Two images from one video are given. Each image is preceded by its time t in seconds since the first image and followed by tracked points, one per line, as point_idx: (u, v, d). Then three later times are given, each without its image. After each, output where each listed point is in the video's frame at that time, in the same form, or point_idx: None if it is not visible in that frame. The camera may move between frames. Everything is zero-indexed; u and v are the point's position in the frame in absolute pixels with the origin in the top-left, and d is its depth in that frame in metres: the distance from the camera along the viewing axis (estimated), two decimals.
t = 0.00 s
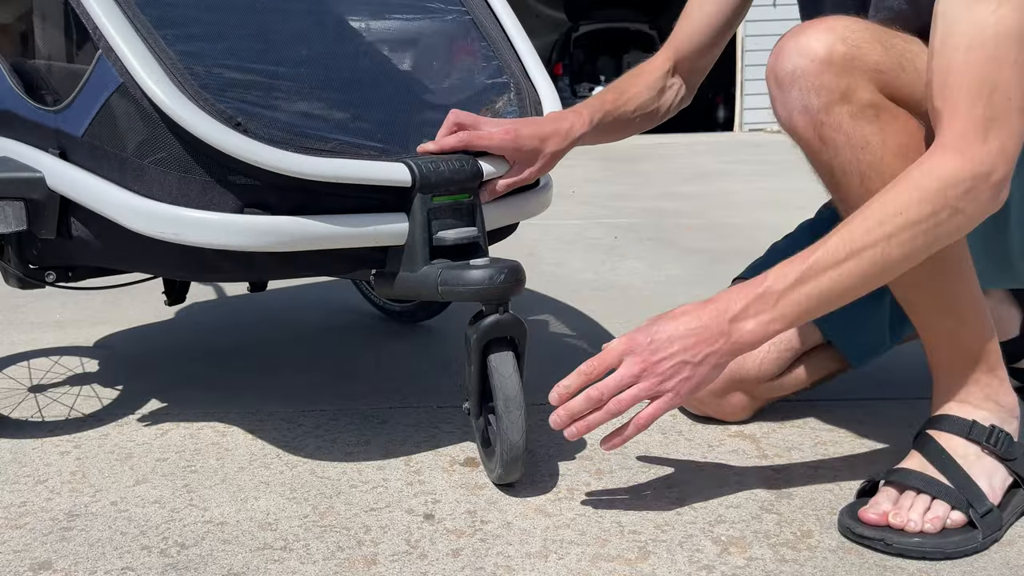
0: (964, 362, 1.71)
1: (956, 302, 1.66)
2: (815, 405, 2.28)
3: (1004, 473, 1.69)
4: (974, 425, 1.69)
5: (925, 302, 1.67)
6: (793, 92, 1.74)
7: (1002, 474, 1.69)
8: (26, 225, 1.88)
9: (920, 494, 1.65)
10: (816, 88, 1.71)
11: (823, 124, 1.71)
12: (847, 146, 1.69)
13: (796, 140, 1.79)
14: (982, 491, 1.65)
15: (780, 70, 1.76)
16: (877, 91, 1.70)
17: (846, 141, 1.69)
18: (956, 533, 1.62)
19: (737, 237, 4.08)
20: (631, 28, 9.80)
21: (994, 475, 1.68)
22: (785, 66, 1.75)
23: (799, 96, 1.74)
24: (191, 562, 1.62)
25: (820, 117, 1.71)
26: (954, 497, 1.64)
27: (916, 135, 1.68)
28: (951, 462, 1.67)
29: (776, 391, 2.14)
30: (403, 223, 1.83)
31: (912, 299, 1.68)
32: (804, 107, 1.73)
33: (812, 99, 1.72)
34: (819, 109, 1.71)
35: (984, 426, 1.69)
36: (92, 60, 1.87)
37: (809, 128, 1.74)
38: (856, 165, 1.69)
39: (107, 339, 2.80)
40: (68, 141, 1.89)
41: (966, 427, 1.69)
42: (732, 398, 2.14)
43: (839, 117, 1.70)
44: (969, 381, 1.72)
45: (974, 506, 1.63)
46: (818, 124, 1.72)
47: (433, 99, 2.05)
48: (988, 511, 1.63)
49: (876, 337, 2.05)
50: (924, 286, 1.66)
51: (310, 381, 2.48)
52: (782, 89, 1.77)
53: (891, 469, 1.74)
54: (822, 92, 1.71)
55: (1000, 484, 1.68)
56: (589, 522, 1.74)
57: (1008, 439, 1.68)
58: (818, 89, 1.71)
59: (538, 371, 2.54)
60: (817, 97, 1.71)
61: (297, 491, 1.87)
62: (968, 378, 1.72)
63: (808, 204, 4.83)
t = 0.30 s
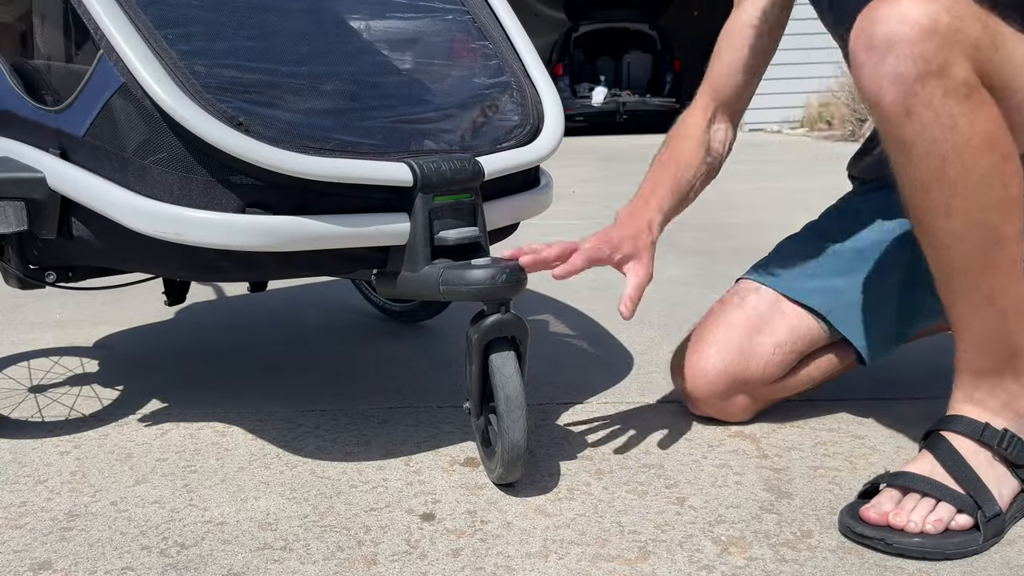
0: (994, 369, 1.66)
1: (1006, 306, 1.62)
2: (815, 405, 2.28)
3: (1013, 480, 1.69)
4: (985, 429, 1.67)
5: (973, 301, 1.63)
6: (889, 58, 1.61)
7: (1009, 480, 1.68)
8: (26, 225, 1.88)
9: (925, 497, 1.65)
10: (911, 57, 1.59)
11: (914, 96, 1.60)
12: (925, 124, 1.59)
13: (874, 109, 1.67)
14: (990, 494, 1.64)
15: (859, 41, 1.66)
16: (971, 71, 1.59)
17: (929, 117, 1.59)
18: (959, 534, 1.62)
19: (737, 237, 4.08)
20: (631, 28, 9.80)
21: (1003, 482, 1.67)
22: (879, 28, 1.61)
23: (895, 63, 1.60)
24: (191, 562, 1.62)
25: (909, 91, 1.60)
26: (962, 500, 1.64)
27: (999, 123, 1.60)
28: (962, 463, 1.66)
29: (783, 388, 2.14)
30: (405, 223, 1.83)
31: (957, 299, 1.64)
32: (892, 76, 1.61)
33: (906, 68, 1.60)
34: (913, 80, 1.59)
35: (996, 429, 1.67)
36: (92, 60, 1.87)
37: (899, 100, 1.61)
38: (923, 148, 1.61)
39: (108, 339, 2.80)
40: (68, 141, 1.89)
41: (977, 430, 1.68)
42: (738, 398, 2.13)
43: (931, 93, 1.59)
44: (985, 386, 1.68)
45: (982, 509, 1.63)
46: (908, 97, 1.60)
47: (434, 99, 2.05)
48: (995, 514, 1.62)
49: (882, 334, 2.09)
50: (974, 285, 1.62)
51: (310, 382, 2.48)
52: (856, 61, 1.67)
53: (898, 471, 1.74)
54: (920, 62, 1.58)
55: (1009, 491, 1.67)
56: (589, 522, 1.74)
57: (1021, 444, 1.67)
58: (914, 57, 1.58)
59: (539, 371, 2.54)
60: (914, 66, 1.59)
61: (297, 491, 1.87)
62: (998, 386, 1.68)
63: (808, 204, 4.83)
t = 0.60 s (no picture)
0: (998, 370, 1.66)
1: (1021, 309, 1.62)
2: (815, 405, 2.28)
3: (1017, 481, 1.68)
4: (986, 429, 1.67)
5: (988, 302, 1.63)
6: (932, 45, 1.62)
7: (1011, 479, 1.68)
8: (26, 225, 1.88)
9: (925, 497, 1.65)
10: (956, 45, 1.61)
11: (951, 86, 1.62)
12: (961, 117, 1.62)
13: (906, 100, 1.68)
14: (991, 494, 1.64)
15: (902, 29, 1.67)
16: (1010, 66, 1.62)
17: (964, 110, 1.62)
18: (960, 534, 1.62)
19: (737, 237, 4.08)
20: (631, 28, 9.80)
21: (1004, 482, 1.67)
22: (923, 15, 1.63)
23: (937, 51, 1.62)
24: (191, 562, 1.62)
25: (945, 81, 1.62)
26: (962, 500, 1.64)
27: None
28: (963, 462, 1.66)
29: (782, 389, 2.14)
30: (406, 222, 1.83)
31: (969, 296, 1.65)
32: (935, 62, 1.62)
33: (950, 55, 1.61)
34: (953, 70, 1.61)
35: (998, 429, 1.67)
36: (93, 60, 1.87)
37: (935, 89, 1.63)
38: (954, 143, 1.63)
39: (108, 339, 2.81)
40: (69, 141, 1.89)
41: (979, 429, 1.68)
42: (738, 398, 2.13)
43: (969, 84, 1.61)
44: (986, 386, 1.69)
45: (982, 509, 1.63)
46: (945, 86, 1.62)
47: (434, 99, 2.05)
48: (995, 514, 1.62)
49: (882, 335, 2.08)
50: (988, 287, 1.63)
51: (310, 382, 2.48)
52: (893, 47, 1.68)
53: (898, 471, 1.74)
54: (963, 52, 1.60)
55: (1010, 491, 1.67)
56: (589, 522, 1.74)
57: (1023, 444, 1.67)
58: (958, 46, 1.61)
59: (539, 371, 2.54)
60: (956, 56, 1.61)
61: (297, 491, 1.87)
62: (1003, 388, 1.68)
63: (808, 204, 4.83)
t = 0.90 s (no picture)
0: (998, 370, 1.66)
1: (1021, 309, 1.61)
2: (815, 405, 2.28)
3: (1017, 482, 1.68)
4: (986, 429, 1.67)
5: (987, 302, 1.63)
6: (929, 47, 1.63)
7: (1012, 480, 1.68)
8: (26, 225, 1.88)
9: (925, 497, 1.65)
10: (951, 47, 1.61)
11: (949, 88, 1.62)
12: (958, 119, 1.62)
13: (904, 102, 1.69)
14: (991, 494, 1.64)
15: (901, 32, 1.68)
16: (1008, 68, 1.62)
17: (962, 111, 1.62)
18: (960, 534, 1.62)
19: (737, 237, 4.08)
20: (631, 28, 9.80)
21: (1003, 482, 1.67)
22: (920, 17, 1.64)
23: (933, 52, 1.62)
24: (191, 562, 1.62)
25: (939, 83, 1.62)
26: (962, 500, 1.64)
27: None
28: (963, 462, 1.66)
29: (781, 390, 2.14)
30: (406, 222, 1.83)
31: (968, 296, 1.65)
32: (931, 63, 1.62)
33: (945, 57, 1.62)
34: (949, 72, 1.61)
35: (998, 429, 1.67)
36: (93, 60, 1.87)
37: (931, 91, 1.63)
38: (951, 144, 1.63)
39: (108, 339, 2.81)
40: (69, 141, 1.89)
41: (979, 429, 1.68)
42: (737, 398, 2.13)
43: (966, 86, 1.61)
44: (986, 386, 1.69)
45: (982, 509, 1.63)
46: (941, 88, 1.62)
47: (434, 99, 2.05)
48: (996, 514, 1.62)
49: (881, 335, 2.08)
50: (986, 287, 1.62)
51: (311, 382, 2.48)
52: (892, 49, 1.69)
53: (897, 471, 1.74)
54: (959, 53, 1.61)
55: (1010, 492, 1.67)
56: (589, 522, 1.74)
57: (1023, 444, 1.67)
58: (954, 48, 1.61)
59: (539, 371, 2.54)
60: (952, 57, 1.61)
61: (297, 491, 1.87)
62: (1003, 388, 1.68)
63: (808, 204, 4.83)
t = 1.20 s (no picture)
0: (999, 371, 1.66)
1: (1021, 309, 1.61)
2: (815, 405, 2.28)
3: (1017, 482, 1.68)
4: (987, 429, 1.67)
5: (988, 303, 1.63)
6: (933, 46, 1.63)
7: (1012, 479, 1.68)
8: (26, 225, 1.88)
9: (925, 497, 1.65)
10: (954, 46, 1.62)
11: (952, 88, 1.62)
12: (961, 119, 1.62)
13: (907, 101, 1.69)
14: (991, 494, 1.64)
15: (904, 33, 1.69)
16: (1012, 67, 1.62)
17: (965, 111, 1.62)
18: (960, 534, 1.62)
19: (737, 237, 4.08)
20: (631, 28, 9.80)
21: (1004, 482, 1.67)
22: (924, 15, 1.64)
23: (937, 52, 1.62)
24: (191, 562, 1.62)
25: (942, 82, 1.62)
26: (963, 500, 1.64)
27: None
28: (963, 462, 1.66)
29: (781, 390, 2.14)
30: (406, 222, 1.83)
31: (970, 297, 1.65)
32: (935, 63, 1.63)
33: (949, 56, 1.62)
34: (953, 71, 1.62)
35: (998, 429, 1.67)
36: (93, 60, 1.87)
37: (935, 90, 1.63)
38: (954, 144, 1.63)
39: (108, 339, 2.81)
40: (68, 141, 1.89)
41: (980, 429, 1.67)
42: (738, 399, 2.13)
43: (970, 85, 1.61)
44: (986, 386, 1.69)
45: (983, 509, 1.63)
46: (945, 87, 1.62)
47: (434, 99, 2.05)
48: (995, 514, 1.62)
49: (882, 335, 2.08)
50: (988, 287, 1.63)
51: (311, 382, 2.47)
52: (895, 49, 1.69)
53: (898, 471, 1.74)
54: (963, 52, 1.61)
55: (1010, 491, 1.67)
56: (589, 522, 1.74)
57: None
58: (958, 47, 1.61)
59: (539, 371, 2.54)
60: (956, 57, 1.61)
61: (297, 491, 1.87)
62: (1003, 388, 1.68)
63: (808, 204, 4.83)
